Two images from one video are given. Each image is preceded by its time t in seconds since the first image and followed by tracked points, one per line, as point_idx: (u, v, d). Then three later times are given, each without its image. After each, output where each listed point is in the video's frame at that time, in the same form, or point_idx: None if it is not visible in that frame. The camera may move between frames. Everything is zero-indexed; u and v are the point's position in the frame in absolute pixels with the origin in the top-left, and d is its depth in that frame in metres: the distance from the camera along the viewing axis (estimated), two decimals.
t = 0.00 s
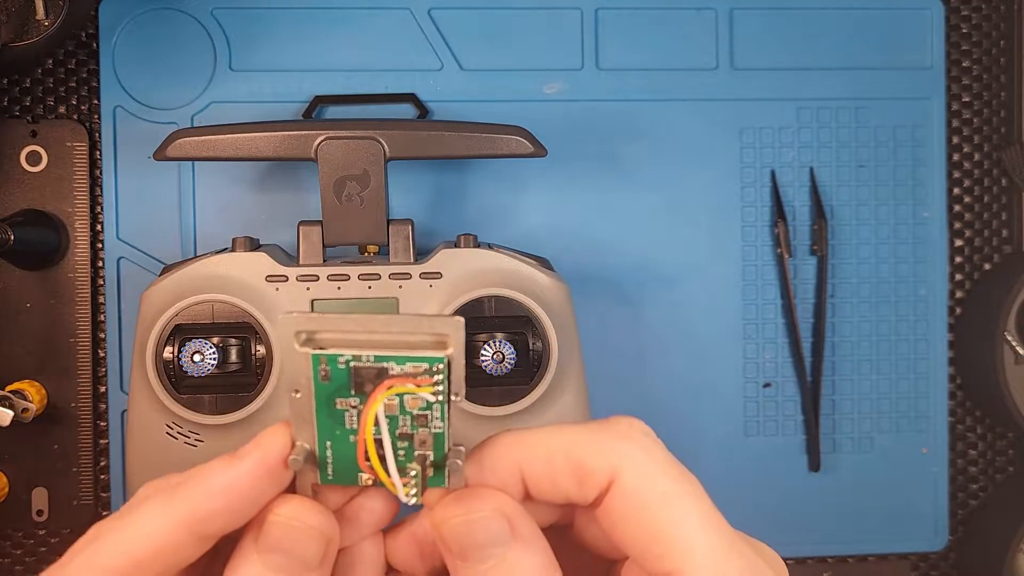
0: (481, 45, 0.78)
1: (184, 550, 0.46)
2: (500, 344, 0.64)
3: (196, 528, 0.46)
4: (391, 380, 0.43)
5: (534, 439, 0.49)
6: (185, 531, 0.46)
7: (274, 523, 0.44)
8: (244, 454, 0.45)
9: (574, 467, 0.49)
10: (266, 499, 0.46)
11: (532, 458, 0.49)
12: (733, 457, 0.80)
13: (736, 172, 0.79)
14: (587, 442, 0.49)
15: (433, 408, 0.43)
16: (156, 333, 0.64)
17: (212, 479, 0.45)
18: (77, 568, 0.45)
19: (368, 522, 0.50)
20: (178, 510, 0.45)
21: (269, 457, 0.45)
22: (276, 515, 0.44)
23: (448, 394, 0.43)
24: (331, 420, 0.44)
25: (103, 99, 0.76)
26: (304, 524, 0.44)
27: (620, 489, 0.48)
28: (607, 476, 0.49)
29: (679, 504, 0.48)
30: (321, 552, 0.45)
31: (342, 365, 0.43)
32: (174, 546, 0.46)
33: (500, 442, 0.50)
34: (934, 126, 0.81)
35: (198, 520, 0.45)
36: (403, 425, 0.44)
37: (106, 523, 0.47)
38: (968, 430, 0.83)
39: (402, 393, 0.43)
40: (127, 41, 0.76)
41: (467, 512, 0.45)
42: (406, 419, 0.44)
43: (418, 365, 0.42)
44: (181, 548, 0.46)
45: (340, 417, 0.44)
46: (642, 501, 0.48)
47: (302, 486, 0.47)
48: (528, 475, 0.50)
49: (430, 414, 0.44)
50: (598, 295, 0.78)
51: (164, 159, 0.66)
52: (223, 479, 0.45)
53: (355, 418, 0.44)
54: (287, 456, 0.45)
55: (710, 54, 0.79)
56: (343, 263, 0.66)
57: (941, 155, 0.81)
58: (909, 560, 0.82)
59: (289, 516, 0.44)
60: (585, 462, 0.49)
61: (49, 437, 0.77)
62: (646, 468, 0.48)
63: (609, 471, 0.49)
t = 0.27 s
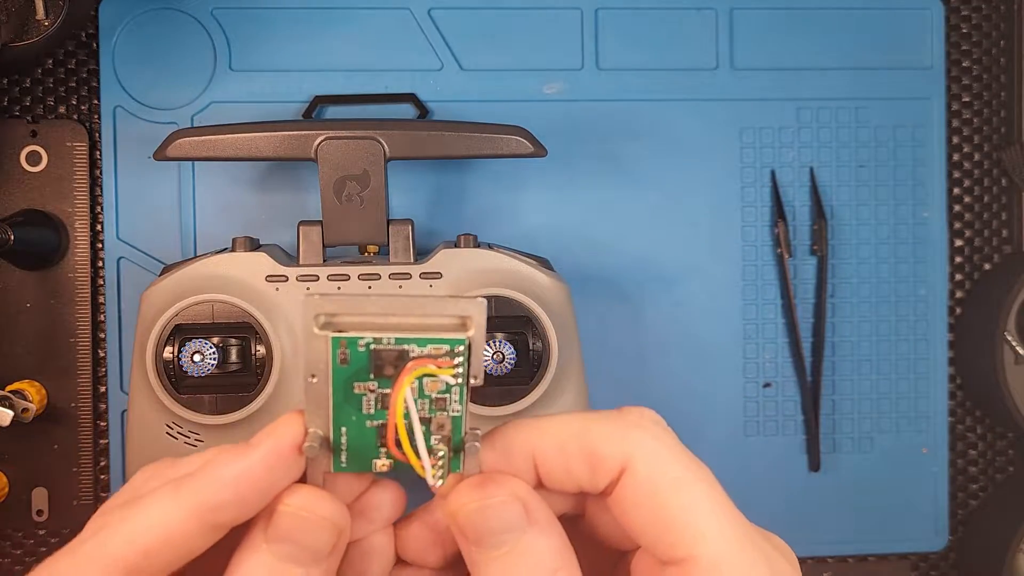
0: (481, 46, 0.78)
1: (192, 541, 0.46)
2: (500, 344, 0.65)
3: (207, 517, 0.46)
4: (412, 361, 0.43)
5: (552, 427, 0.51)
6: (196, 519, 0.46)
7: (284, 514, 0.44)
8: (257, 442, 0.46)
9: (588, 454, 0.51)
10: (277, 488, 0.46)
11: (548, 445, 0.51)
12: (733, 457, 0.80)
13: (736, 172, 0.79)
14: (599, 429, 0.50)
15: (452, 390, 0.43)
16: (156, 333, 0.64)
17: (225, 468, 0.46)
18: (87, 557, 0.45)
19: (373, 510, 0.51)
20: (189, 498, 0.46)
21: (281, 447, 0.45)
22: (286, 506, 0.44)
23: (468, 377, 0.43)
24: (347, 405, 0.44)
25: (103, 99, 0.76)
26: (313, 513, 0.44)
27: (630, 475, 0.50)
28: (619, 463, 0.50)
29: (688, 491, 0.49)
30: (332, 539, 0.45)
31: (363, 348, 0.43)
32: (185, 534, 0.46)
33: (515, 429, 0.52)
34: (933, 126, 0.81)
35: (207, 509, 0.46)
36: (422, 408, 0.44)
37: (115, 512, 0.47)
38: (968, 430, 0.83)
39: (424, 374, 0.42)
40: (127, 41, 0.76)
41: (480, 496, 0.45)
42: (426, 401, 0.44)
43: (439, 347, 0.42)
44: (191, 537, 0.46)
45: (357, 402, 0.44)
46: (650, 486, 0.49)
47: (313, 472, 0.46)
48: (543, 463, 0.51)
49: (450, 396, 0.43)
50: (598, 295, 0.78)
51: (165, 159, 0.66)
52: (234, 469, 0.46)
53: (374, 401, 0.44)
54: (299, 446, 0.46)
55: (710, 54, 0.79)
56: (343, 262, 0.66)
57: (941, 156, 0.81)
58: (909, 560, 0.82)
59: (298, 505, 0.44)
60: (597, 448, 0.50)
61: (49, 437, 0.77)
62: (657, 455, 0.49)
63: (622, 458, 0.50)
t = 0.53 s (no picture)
0: (481, 45, 0.78)
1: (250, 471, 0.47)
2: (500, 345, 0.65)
3: (270, 447, 0.46)
4: (479, 357, 0.40)
5: (611, 418, 0.50)
6: (258, 450, 0.46)
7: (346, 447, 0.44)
8: (331, 379, 0.45)
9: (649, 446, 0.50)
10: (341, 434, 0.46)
11: (607, 437, 0.50)
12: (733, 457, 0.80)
13: (736, 172, 0.79)
14: (662, 422, 0.50)
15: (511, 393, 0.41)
16: (156, 334, 0.64)
17: (293, 404, 0.45)
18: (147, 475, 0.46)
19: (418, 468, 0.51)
20: (256, 428, 0.46)
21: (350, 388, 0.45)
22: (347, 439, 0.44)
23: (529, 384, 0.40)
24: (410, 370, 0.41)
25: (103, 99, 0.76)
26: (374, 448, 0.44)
27: (696, 467, 0.49)
28: (682, 456, 0.49)
29: (756, 484, 0.48)
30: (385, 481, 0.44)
31: (436, 326, 0.40)
32: (245, 463, 0.46)
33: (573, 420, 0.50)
34: (933, 126, 0.81)
35: (272, 441, 0.46)
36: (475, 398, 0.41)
37: (182, 430, 0.48)
38: (968, 430, 0.83)
39: (484, 375, 0.39)
40: (127, 41, 0.76)
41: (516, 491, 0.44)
42: (484, 392, 0.41)
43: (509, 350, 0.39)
44: (248, 467, 0.46)
45: (421, 371, 0.41)
46: (717, 480, 0.48)
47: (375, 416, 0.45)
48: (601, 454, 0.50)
49: (509, 395, 0.41)
50: (597, 294, 0.78)
51: (165, 159, 0.66)
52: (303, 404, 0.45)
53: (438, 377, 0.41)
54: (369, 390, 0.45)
55: (710, 54, 0.79)
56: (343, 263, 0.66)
57: (941, 156, 0.81)
58: (910, 560, 0.82)
59: (362, 443, 0.44)
60: (660, 441, 0.50)
61: (49, 436, 0.77)
62: (724, 448, 0.49)
63: (684, 451, 0.49)
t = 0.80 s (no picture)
0: (480, 43, 0.77)
1: (304, 382, 0.45)
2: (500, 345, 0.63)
3: (326, 355, 0.45)
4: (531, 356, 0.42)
5: (666, 439, 0.49)
6: (320, 360, 0.44)
7: (408, 529, 0.43)
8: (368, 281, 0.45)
9: (703, 472, 0.48)
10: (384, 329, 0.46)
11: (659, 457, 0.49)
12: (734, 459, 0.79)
13: (737, 171, 0.79)
14: (721, 448, 0.48)
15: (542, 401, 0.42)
16: (152, 334, 0.63)
17: (345, 311, 0.45)
18: (190, 404, 0.43)
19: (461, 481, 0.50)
20: (313, 335, 0.44)
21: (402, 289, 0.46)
22: (410, 520, 0.43)
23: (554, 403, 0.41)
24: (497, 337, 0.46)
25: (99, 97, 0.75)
26: (441, 537, 0.42)
27: (754, 502, 0.47)
28: (739, 487, 0.48)
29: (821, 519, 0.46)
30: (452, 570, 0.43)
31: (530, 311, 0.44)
32: (311, 369, 0.44)
33: (626, 441, 0.49)
34: (935, 125, 0.80)
35: (332, 351, 0.45)
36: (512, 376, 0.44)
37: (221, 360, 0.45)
38: (972, 431, 0.82)
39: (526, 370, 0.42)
40: (123, 40, 0.76)
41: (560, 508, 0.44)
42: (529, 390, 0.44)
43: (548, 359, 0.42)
44: (313, 379, 0.45)
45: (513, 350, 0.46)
46: (777, 512, 0.46)
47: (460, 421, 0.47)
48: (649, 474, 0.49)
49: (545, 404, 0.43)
50: (598, 294, 0.78)
51: (162, 158, 0.66)
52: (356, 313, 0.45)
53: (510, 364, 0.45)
54: (415, 291, 0.46)
55: (711, 52, 0.78)
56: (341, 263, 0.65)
57: (943, 155, 0.80)
58: (913, 562, 0.81)
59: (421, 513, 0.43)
60: (718, 466, 0.48)
61: (45, 437, 0.76)
62: (784, 482, 0.47)
63: (741, 481, 0.47)
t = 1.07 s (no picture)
0: (480, 43, 0.77)
1: (291, 381, 0.44)
2: (500, 345, 0.63)
3: (314, 353, 0.44)
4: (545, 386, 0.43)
5: (672, 492, 0.49)
6: (306, 353, 0.44)
7: (447, 526, 0.42)
8: (374, 281, 0.46)
9: (705, 533, 0.48)
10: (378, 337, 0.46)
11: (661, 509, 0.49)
12: (734, 459, 0.79)
13: (738, 171, 0.78)
14: (727, 513, 0.47)
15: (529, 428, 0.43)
16: (152, 334, 0.63)
17: (333, 304, 0.45)
18: (170, 398, 0.42)
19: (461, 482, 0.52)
20: (299, 330, 0.44)
21: (396, 295, 0.46)
22: (450, 511, 0.42)
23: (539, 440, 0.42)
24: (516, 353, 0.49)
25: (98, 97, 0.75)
26: (478, 529, 0.42)
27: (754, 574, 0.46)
28: (739, 555, 0.46)
29: None
30: (485, 560, 0.43)
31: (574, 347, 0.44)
32: (295, 366, 0.44)
33: (629, 488, 0.49)
34: (936, 125, 0.80)
35: (322, 345, 0.44)
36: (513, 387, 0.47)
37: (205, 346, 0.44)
38: (972, 431, 0.82)
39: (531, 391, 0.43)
40: (123, 39, 0.75)
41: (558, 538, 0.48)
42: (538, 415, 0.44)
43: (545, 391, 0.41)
44: (297, 375, 0.44)
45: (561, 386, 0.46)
46: None
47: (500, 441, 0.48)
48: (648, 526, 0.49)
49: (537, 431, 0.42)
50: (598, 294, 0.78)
51: (162, 158, 0.66)
52: (345, 305, 0.45)
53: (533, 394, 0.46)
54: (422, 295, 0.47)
55: (712, 52, 0.78)
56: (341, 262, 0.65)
57: (943, 155, 0.80)
58: (913, 563, 0.81)
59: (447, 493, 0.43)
60: (719, 531, 0.47)
61: (44, 437, 0.76)
62: (791, 557, 0.45)
63: (743, 549, 0.46)
